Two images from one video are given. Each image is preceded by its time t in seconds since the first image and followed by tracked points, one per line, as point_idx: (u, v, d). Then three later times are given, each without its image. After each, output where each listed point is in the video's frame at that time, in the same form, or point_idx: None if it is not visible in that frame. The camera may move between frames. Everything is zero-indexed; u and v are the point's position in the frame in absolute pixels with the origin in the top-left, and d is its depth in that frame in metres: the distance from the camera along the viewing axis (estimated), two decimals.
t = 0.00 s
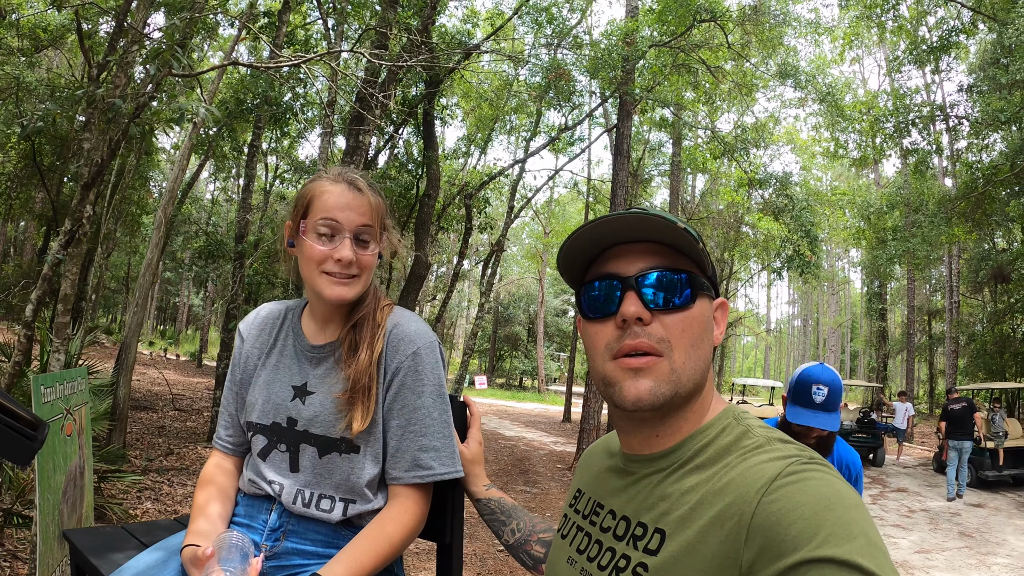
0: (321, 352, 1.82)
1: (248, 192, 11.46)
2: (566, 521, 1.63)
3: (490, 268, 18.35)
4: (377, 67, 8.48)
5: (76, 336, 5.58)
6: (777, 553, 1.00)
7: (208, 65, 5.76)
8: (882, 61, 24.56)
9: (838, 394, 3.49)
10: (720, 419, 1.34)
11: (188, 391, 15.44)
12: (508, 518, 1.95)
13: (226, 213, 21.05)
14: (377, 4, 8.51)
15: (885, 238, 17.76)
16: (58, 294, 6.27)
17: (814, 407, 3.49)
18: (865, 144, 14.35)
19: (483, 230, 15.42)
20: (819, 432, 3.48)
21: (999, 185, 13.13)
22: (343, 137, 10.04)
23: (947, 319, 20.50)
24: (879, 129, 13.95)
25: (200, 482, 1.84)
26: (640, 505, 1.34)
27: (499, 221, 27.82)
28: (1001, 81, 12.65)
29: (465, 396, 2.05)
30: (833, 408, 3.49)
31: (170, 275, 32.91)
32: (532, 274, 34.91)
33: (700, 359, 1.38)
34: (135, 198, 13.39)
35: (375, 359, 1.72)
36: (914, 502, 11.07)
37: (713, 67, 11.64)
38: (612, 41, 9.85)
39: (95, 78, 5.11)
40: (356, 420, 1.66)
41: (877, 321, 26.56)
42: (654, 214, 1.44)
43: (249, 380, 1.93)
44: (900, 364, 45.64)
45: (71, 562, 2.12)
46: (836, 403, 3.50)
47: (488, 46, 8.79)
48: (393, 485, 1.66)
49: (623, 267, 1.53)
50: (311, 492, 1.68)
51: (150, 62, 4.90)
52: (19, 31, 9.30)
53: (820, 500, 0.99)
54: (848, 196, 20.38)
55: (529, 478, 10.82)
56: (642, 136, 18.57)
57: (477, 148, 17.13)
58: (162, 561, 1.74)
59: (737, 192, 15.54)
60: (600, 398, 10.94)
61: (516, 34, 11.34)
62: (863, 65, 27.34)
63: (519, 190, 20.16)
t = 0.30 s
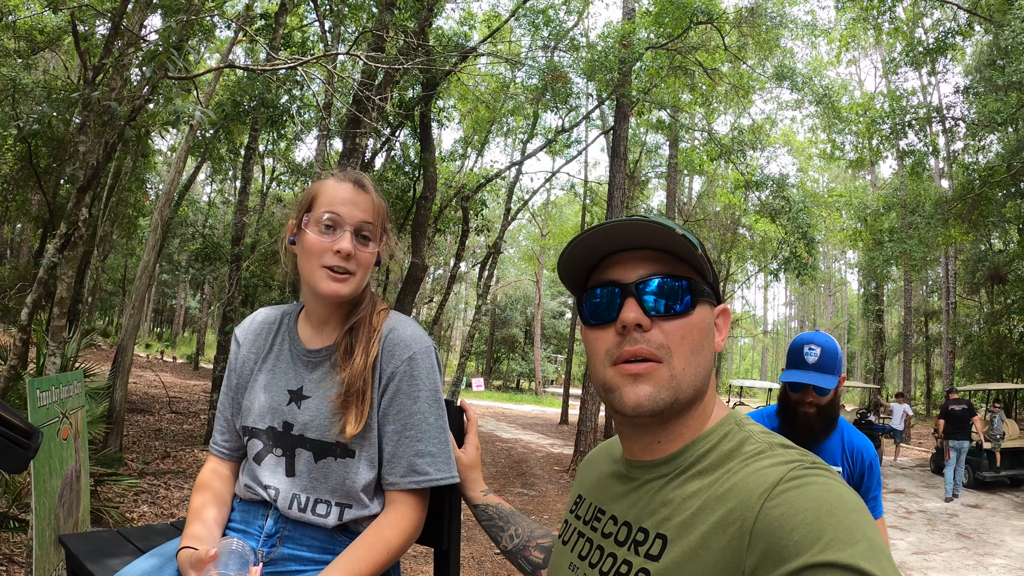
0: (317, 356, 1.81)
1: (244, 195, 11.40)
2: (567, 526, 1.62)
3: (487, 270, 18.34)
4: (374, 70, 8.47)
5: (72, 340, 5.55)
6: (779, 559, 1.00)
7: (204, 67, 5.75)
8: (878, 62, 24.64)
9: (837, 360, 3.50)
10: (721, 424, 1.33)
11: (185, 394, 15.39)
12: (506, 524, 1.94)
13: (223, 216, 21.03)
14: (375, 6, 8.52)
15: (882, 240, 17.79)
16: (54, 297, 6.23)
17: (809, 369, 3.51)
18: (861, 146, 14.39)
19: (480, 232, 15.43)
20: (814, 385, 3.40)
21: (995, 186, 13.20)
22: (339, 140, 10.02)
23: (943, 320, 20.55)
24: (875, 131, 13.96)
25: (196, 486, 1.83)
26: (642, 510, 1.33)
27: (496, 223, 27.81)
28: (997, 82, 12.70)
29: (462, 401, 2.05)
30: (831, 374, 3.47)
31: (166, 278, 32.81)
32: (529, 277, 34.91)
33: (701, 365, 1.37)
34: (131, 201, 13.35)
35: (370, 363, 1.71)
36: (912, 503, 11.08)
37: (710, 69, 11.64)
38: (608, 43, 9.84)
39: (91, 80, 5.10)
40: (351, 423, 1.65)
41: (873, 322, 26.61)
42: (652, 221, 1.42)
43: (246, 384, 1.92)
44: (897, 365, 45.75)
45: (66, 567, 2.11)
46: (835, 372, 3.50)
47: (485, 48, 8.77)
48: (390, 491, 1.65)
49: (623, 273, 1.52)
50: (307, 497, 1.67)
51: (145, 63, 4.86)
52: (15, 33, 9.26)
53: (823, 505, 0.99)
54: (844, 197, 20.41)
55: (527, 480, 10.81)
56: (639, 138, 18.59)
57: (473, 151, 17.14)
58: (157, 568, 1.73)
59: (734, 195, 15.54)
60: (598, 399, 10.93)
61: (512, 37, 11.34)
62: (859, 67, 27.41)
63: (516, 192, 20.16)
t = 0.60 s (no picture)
0: (315, 358, 1.80)
1: (240, 196, 11.33)
2: (573, 531, 1.59)
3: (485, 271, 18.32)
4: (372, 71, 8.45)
5: (68, 341, 5.53)
6: (791, 563, 0.99)
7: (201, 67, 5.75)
8: (874, 63, 24.69)
9: (825, 353, 3.30)
10: (729, 427, 1.32)
11: (181, 395, 15.34)
12: (508, 527, 1.92)
13: (219, 217, 20.98)
14: (373, 7, 8.51)
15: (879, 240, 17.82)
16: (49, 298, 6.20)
17: (795, 364, 3.34)
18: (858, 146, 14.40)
19: (478, 233, 15.41)
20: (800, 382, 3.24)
21: (992, 186, 13.24)
22: (335, 140, 10.00)
23: (940, 320, 20.59)
24: (872, 131, 13.98)
25: (193, 491, 1.82)
26: (650, 513, 1.31)
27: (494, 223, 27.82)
28: (993, 82, 12.74)
29: (462, 404, 2.03)
30: (818, 367, 3.28)
31: (162, 279, 32.70)
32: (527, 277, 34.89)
33: (709, 366, 1.36)
34: (127, 202, 13.29)
35: (368, 364, 1.70)
36: (910, 502, 11.10)
37: (707, 70, 11.64)
38: (606, 44, 9.81)
39: (86, 80, 5.08)
40: (348, 426, 1.63)
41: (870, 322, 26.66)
42: (659, 220, 1.41)
43: (243, 388, 1.90)
44: (894, 365, 45.87)
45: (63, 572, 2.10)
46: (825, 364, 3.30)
47: (482, 48, 8.74)
48: (388, 494, 1.64)
49: (631, 273, 1.51)
50: (305, 501, 1.66)
51: (140, 64, 4.84)
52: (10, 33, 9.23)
53: (833, 509, 0.98)
54: (841, 198, 20.44)
55: (526, 481, 10.80)
56: (636, 138, 18.60)
57: (470, 151, 17.13)
58: (153, 573, 1.72)
59: (731, 195, 15.52)
60: (596, 400, 10.92)
61: (509, 37, 11.32)
62: (855, 67, 27.49)
63: (513, 193, 20.16)
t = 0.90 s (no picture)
0: (314, 357, 1.79)
1: (239, 196, 11.30)
2: (578, 529, 1.55)
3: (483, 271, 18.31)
4: (371, 71, 8.44)
5: (65, 340, 5.51)
6: (796, 564, 0.99)
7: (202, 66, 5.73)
8: (872, 63, 24.69)
9: (808, 327, 2.70)
10: (732, 425, 1.30)
11: (180, 395, 15.31)
12: (509, 528, 1.91)
13: (217, 217, 20.95)
14: (372, 6, 8.50)
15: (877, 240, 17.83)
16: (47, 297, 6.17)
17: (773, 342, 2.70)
18: (857, 146, 14.41)
19: (476, 233, 15.39)
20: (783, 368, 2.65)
21: (991, 186, 13.24)
22: (334, 139, 9.98)
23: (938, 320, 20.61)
24: (871, 131, 13.98)
25: (191, 491, 1.80)
26: (654, 511, 1.29)
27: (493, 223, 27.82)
28: (992, 82, 12.75)
29: (462, 403, 2.01)
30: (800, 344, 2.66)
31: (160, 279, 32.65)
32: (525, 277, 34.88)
33: (619, 374, 1.35)
34: (126, 201, 13.27)
35: (368, 362, 1.69)
36: (909, 502, 11.10)
37: (706, 70, 11.63)
38: (605, 43, 9.80)
39: (85, 78, 5.06)
40: (348, 424, 1.63)
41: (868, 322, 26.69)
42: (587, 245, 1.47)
43: (241, 386, 1.89)
44: (892, 365, 45.92)
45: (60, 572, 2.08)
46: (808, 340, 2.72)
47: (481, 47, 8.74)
48: (388, 493, 1.63)
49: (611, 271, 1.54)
50: (304, 500, 1.65)
51: (139, 62, 4.82)
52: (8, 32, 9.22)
53: (839, 510, 0.99)
54: (840, 197, 20.43)
55: (525, 481, 10.80)
56: (635, 138, 18.59)
57: (469, 151, 17.12)
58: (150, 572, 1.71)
59: (730, 195, 15.50)
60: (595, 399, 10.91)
61: (509, 37, 11.31)
62: (854, 67, 27.51)
63: (512, 193, 20.15)
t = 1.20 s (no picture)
0: (322, 355, 1.77)
1: (240, 196, 11.29)
2: (594, 528, 1.53)
3: (485, 270, 18.30)
4: (373, 70, 8.40)
5: (68, 340, 5.49)
6: (814, 563, 0.98)
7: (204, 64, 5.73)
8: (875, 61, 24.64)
9: (825, 315, 2.53)
10: (750, 422, 1.28)
11: (182, 395, 15.32)
12: (520, 526, 1.90)
13: (218, 217, 20.94)
14: (372, 5, 8.47)
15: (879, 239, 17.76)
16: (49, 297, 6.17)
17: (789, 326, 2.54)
18: (859, 145, 14.37)
19: (478, 233, 15.40)
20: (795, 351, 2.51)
21: (993, 185, 13.20)
22: (336, 139, 9.99)
23: (940, 318, 20.59)
24: (873, 130, 13.95)
25: (197, 492, 1.79)
26: (670, 509, 1.27)
27: (494, 223, 27.82)
28: (995, 80, 12.71)
29: (470, 401, 2.00)
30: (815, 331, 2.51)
31: (162, 278, 32.70)
32: (527, 277, 34.86)
33: (633, 365, 1.35)
34: (127, 201, 13.28)
35: (376, 359, 1.68)
36: (912, 501, 11.08)
37: (708, 69, 11.61)
38: (606, 43, 9.77)
39: (88, 77, 5.06)
40: (356, 421, 1.62)
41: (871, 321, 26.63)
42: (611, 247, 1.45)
43: (248, 385, 1.87)
44: (893, 365, 45.84)
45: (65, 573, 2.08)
46: (825, 328, 2.56)
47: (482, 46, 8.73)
48: (396, 491, 1.61)
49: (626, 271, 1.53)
50: (312, 500, 1.63)
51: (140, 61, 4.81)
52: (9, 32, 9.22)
53: (856, 509, 0.97)
54: (842, 196, 20.38)
55: (527, 481, 10.78)
56: (636, 137, 18.56)
57: (470, 151, 17.11)
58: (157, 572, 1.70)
59: (731, 194, 15.45)
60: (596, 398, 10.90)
61: (510, 36, 11.30)
62: (855, 65, 27.45)
63: (513, 193, 20.15)
